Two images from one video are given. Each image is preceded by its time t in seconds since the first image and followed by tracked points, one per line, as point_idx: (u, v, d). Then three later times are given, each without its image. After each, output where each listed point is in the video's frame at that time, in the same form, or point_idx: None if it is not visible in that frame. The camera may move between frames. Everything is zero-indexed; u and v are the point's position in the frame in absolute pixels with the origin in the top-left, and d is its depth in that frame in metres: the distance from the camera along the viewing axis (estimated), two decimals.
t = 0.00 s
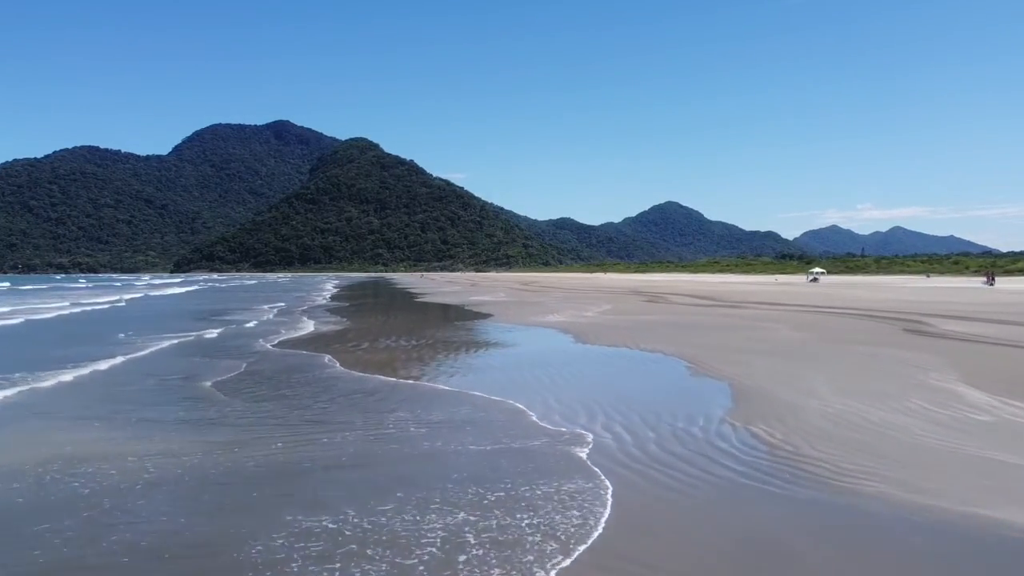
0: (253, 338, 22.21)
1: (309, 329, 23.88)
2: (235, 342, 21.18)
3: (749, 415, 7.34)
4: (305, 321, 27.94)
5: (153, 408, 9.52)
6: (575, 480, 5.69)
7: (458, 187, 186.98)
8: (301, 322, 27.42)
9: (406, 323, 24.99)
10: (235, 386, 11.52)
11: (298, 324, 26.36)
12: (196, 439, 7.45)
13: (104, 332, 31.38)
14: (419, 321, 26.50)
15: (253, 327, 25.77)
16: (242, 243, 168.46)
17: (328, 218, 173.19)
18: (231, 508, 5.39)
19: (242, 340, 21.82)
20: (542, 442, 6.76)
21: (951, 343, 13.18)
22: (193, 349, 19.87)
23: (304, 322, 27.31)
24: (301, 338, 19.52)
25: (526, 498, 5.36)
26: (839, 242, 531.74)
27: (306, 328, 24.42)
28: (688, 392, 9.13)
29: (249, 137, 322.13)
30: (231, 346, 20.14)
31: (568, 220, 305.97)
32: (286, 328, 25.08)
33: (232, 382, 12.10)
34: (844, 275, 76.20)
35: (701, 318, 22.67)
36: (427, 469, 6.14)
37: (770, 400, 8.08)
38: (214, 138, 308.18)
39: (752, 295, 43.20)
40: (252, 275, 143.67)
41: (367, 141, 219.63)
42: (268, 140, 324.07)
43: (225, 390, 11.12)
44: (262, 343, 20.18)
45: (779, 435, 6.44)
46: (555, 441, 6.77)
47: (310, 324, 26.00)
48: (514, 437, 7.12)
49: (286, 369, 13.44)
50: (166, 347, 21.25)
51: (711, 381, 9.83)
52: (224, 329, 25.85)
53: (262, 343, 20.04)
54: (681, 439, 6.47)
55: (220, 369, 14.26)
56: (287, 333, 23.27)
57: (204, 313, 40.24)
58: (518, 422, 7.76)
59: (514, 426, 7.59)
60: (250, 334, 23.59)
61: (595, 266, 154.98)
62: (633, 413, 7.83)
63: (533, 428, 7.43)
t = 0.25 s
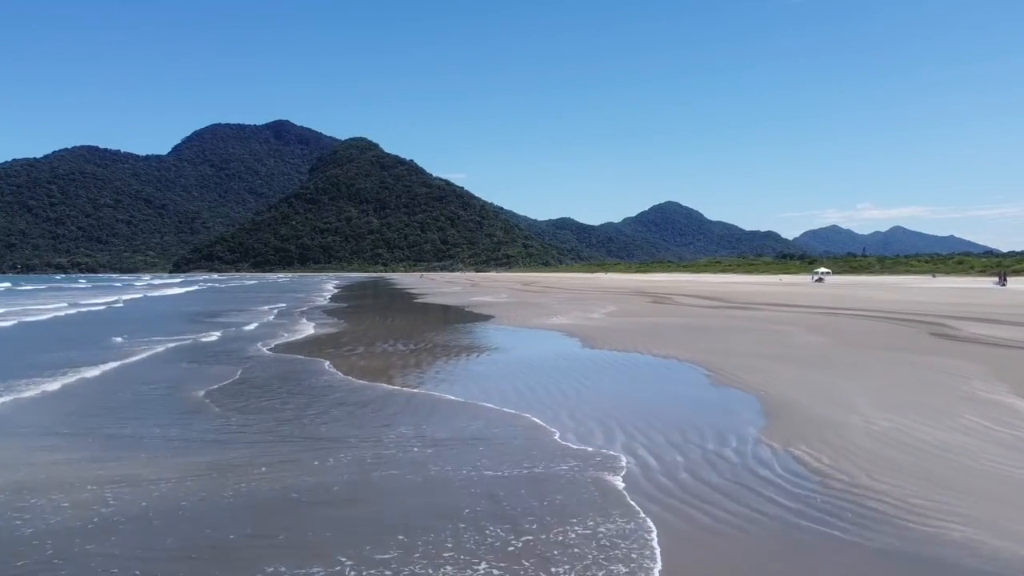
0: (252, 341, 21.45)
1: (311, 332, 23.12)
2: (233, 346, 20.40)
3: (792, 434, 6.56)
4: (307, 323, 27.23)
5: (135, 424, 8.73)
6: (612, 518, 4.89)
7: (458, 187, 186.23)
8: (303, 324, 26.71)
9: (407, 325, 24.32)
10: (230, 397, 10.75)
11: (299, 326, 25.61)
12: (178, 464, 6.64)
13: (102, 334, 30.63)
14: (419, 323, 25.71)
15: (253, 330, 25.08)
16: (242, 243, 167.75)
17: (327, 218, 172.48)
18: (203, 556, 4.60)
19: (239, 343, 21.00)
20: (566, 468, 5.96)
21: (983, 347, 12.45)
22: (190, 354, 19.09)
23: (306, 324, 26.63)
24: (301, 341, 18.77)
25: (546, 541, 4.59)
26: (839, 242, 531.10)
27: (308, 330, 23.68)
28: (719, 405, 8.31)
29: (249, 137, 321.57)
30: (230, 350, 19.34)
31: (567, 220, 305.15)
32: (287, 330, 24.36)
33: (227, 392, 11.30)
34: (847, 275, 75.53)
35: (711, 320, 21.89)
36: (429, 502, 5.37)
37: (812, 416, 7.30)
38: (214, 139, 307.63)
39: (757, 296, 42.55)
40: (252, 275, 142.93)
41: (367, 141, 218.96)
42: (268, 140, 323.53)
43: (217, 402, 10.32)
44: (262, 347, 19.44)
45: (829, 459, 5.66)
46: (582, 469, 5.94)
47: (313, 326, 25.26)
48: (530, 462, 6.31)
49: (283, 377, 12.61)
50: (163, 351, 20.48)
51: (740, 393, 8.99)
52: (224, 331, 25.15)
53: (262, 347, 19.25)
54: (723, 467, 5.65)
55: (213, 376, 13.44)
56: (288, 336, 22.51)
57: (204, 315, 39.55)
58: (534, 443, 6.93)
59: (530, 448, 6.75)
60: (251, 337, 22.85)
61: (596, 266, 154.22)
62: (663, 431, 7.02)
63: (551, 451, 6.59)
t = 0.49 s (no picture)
0: (247, 345, 20.53)
1: (310, 335, 22.20)
2: (228, 350, 19.48)
3: (858, 462, 5.62)
4: (305, 325, 26.32)
5: (103, 445, 7.77)
6: None
7: (457, 186, 185.39)
8: (301, 326, 25.78)
9: (408, 327, 23.47)
10: (214, 411, 9.81)
11: (298, 328, 24.71)
12: (142, 500, 5.70)
13: (94, 336, 29.61)
14: (419, 325, 24.83)
15: (249, 332, 24.17)
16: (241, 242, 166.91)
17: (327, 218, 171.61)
18: None
19: (234, 347, 20.08)
20: (603, 508, 5.03)
21: None
22: (181, 358, 18.17)
23: (305, 326, 25.72)
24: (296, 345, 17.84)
25: None
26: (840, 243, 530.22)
27: (307, 333, 22.77)
28: (759, 422, 7.36)
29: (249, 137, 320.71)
30: (224, 354, 18.41)
31: (567, 220, 304.31)
32: (284, 332, 23.44)
33: (212, 404, 10.36)
34: (850, 275, 74.70)
35: (721, 322, 21.02)
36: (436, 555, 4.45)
37: (872, 438, 6.37)
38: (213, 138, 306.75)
39: (761, 296, 41.75)
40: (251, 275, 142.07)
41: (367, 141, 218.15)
42: (267, 139, 322.70)
43: (198, 417, 9.38)
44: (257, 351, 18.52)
45: (910, 499, 4.76)
46: (620, 508, 4.99)
47: (313, 328, 24.35)
48: (555, 498, 5.38)
49: (274, 386, 11.66)
50: (154, 355, 19.55)
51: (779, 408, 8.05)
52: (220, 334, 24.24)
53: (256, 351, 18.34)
54: (788, 507, 4.70)
55: (200, 385, 12.50)
56: (284, 339, 21.60)
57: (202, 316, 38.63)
58: (556, 473, 5.98)
59: (553, 479, 5.80)
60: (246, 340, 21.96)
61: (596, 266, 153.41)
62: (705, 458, 6.08)
63: (578, 485, 5.65)
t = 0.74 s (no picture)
0: (246, 348, 19.79)
1: (311, 337, 21.46)
2: (226, 354, 18.74)
3: (927, 491, 4.88)
4: (307, 327, 25.56)
5: (73, 465, 7.01)
6: None
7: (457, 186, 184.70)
8: (303, 328, 25.03)
9: (407, 329, 22.77)
10: (201, 424, 9.06)
11: (299, 330, 23.95)
12: (106, 540, 4.96)
13: (91, 338, 28.87)
14: (420, 326, 24.07)
15: (248, 334, 23.43)
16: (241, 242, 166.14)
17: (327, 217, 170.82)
18: None
19: (231, 350, 19.35)
20: (653, 556, 4.26)
21: None
22: (176, 363, 17.41)
23: (306, 328, 24.97)
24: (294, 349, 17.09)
25: None
26: (840, 243, 529.57)
27: (309, 335, 22.03)
28: (800, 440, 6.59)
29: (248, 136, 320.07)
30: (220, 359, 17.64)
31: (567, 220, 303.57)
32: (284, 335, 22.71)
33: (200, 416, 9.61)
34: (854, 275, 74.01)
35: (732, 324, 20.27)
36: None
37: (935, 459, 5.61)
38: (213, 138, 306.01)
39: (768, 296, 41.02)
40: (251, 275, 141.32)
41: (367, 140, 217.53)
42: (267, 139, 322.05)
43: (183, 433, 8.61)
44: (255, 355, 17.76)
45: (1016, 546, 3.98)
46: (667, 555, 4.25)
47: (315, 330, 23.60)
48: (581, 538, 4.64)
49: (268, 395, 10.91)
50: (149, 359, 18.81)
51: (817, 422, 7.28)
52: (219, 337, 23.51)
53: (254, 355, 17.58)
54: (861, 557, 3.96)
55: (191, 394, 11.75)
56: (283, 342, 20.87)
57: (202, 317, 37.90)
58: (585, 506, 5.19)
59: (579, 515, 5.01)
60: (245, 342, 21.21)
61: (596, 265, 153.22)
62: (749, 487, 5.31)
63: (616, 522, 4.84)
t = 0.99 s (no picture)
0: (242, 351, 19.00)
1: (310, 340, 20.67)
2: (221, 358, 17.94)
3: None
4: (307, 329, 24.76)
5: (31, 493, 6.24)
6: None
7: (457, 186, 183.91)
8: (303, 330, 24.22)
9: (407, 331, 21.99)
10: (182, 441, 8.28)
11: (298, 333, 23.15)
12: None
13: (85, 340, 28.14)
14: (422, 328, 23.24)
15: (245, 337, 22.64)
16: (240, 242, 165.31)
17: (326, 217, 169.98)
18: None
19: (226, 354, 18.54)
20: None
21: None
22: (168, 367, 16.61)
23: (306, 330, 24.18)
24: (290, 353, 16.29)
25: None
26: (840, 242, 528.80)
27: (308, 338, 21.23)
28: (851, 465, 5.83)
29: (248, 136, 319.26)
30: (214, 363, 16.86)
31: (567, 219, 302.65)
32: (283, 338, 21.92)
33: (182, 432, 8.82)
34: (859, 274, 73.17)
35: (744, 326, 19.46)
36: None
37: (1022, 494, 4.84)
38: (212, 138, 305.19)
39: (774, 296, 40.18)
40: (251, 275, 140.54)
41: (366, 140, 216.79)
42: (267, 139, 321.27)
43: (161, 452, 7.83)
44: (250, 359, 16.96)
45: None
46: None
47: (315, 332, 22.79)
48: None
49: (259, 406, 10.12)
50: (141, 363, 18.02)
51: (865, 442, 6.51)
52: (216, 339, 22.72)
53: (249, 359, 16.77)
54: None
55: (176, 404, 10.95)
56: (281, 345, 20.06)
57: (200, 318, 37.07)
58: (624, 551, 4.40)
59: (620, 565, 4.23)
60: (243, 345, 20.42)
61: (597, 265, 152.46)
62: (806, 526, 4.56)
63: None
